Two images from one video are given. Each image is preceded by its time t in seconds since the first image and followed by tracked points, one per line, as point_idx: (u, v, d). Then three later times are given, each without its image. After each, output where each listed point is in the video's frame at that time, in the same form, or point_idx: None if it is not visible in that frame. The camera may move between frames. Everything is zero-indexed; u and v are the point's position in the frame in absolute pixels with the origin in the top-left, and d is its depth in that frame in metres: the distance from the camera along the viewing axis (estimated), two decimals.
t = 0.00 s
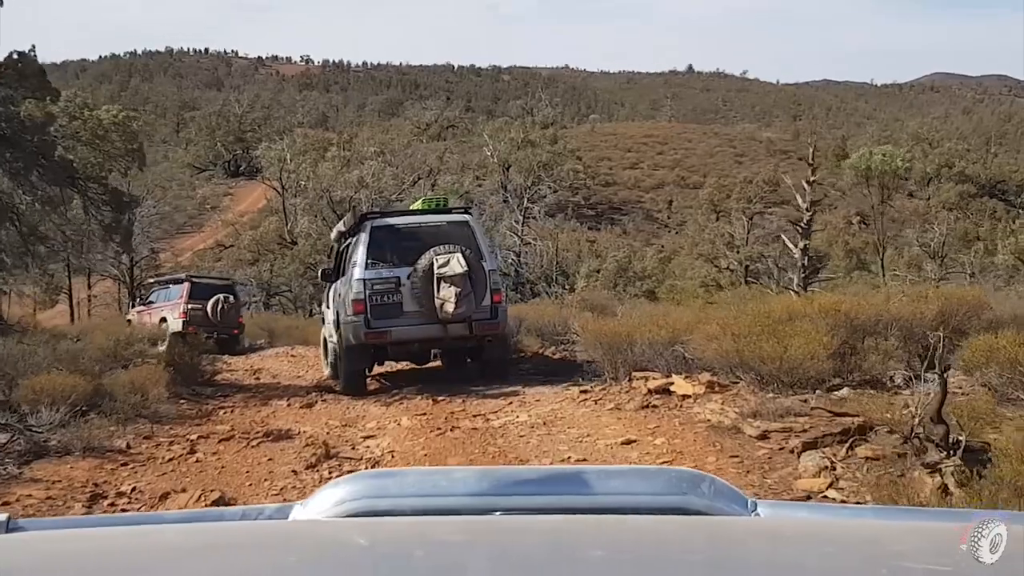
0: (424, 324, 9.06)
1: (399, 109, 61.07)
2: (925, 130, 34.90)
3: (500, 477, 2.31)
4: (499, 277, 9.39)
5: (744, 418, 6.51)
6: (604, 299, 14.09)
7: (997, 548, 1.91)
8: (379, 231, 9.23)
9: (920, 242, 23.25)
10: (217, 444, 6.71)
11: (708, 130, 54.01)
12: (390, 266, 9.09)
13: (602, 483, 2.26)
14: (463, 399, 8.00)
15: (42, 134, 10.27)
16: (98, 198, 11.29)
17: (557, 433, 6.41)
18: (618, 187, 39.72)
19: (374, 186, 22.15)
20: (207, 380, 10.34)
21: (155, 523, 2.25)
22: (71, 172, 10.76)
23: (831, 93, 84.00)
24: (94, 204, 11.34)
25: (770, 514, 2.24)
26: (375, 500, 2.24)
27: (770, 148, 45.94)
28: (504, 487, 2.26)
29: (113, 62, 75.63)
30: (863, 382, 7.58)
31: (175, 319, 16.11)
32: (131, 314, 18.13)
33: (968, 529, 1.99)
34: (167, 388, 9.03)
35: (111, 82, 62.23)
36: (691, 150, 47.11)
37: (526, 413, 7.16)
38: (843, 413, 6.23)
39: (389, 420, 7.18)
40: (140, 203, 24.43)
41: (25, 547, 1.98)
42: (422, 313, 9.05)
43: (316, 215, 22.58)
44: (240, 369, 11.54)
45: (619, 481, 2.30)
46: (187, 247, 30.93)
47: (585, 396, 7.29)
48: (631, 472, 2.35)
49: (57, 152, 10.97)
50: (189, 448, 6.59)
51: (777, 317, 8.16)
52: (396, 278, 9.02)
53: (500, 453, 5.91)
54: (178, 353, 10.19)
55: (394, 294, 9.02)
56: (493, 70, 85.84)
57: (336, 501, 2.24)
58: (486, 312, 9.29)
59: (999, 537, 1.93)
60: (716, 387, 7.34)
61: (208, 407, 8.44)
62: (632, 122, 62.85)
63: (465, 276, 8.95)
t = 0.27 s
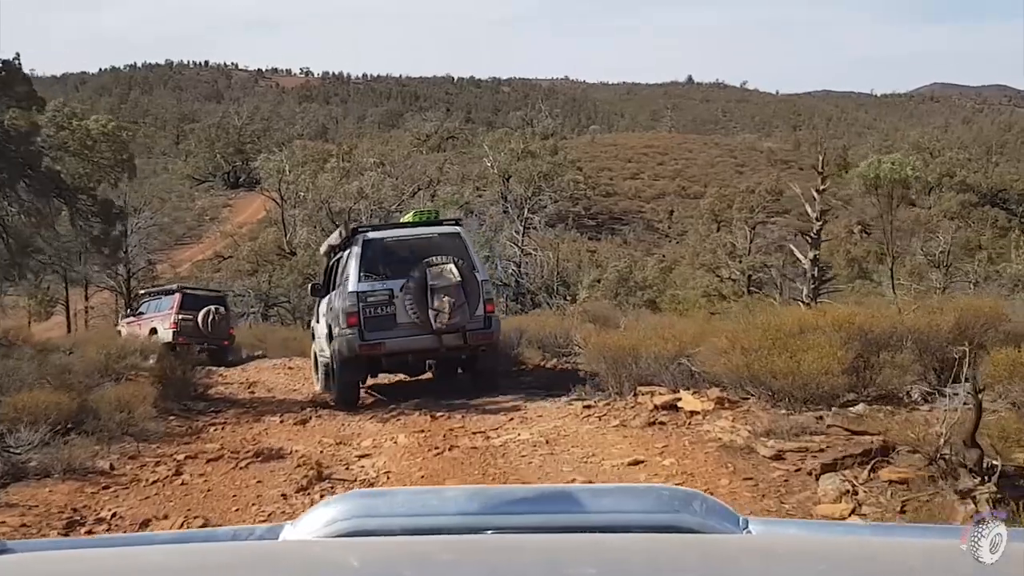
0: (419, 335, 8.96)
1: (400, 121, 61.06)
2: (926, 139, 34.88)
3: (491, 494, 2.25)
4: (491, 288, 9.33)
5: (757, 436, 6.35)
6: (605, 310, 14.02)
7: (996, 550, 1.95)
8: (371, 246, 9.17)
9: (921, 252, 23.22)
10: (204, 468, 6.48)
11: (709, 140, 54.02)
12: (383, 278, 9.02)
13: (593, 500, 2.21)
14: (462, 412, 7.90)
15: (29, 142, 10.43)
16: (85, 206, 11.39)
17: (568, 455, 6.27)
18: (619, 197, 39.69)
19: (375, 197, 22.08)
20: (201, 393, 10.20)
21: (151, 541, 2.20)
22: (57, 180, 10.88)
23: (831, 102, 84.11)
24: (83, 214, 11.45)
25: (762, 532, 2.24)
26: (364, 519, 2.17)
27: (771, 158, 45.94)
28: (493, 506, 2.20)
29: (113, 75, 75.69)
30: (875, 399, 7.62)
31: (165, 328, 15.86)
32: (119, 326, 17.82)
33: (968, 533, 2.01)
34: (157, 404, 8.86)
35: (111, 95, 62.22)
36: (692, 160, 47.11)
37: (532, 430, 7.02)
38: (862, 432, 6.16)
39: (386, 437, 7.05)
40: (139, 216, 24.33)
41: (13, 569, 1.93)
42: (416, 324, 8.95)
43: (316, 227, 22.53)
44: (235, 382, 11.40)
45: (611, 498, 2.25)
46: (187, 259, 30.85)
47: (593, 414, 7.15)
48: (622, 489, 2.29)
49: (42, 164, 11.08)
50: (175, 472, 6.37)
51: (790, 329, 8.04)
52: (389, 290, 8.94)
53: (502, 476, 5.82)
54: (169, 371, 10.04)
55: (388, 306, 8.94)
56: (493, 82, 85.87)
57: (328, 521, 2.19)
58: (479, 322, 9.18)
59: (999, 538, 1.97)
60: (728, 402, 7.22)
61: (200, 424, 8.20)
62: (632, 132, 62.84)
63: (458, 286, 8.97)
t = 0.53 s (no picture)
0: (411, 335, 8.87)
1: (402, 120, 60.95)
2: (931, 140, 34.76)
3: (498, 487, 2.19)
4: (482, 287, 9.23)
5: (775, 448, 6.04)
6: (608, 311, 13.90)
7: (996, 552, 1.89)
8: (363, 248, 9.02)
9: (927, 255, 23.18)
10: (192, 478, 6.15)
11: (712, 140, 53.94)
12: (375, 279, 8.90)
13: (602, 495, 2.16)
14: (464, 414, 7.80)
15: (16, 136, 10.26)
16: (77, 204, 11.29)
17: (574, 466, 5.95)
18: (622, 197, 39.65)
19: (377, 197, 21.94)
20: (196, 395, 10.01)
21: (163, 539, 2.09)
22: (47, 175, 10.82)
23: (835, 103, 84.08)
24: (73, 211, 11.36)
25: (769, 523, 2.20)
26: (375, 514, 2.10)
27: (775, 159, 45.90)
28: (501, 499, 2.14)
29: (116, 73, 75.67)
30: (896, 408, 7.12)
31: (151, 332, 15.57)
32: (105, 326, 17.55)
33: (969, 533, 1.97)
34: (148, 405, 8.67)
35: (114, 93, 62.18)
36: (695, 161, 47.06)
37: (538, 439, 6.76)
38: (888, 445, 5.85)
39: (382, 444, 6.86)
40: (140, 215, 24.20)
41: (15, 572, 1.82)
42: (408, 325, 8.85)
43: (318, 226, 22.42)
44: (231, 383, 11.22)
45: (620, 490, 2.20)
46: (188, 258, 30.73)
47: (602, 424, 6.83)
48: (629, 482, 2.24)
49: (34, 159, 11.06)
50: (161, 482, 6.05)
51: (807, 336, 7.78)
52: (380, 291, 8.84)
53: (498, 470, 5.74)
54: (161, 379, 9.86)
55: (379, 307, 8.83)
56: (496, 82, 85.78)
57: (337, 517, 2.11)
58: (471, 322, 9.10)
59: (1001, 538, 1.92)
60: (741, 411, 6.98)
61: (190, 431, 7.87)
62: (635, 133, 62.75)
63: (449, 286, 8.83)
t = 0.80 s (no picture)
0: (412, 340, 8.79)
1: (407, 118, 60.77)
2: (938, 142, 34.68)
3: (492, 494, 2.26)
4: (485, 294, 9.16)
5: (802, 462, 5.69)
6: (614, 312, 13.84)
7: (996, 551, 1.96)
8: (366, 251, 8.97)
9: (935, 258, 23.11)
10: (180, 489, 5.88)
11: (718, 140, 53.81)
12: (378, 283, 8.83)
13: (594, 499, 2.22)
14: (469, 417, 7.74)
15: (8, 128, 10.09)
16: (71, 199, 11.30)
17: (587, 475, 5.59)
18: (628, 197, 39.56)
19: (381, 194, 21.88)
20: (194, 394, 9.90)
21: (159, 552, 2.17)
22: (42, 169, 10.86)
23: (841, 104, 83.96)
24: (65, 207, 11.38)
25: (764, 526, 2.25)
26: (369, 524, 2.16)
27: (782, 159, 45.79)
28: (495, 506, 2.20)
29: (121, 70, 75.69)
30: (926, 419, 6.84)
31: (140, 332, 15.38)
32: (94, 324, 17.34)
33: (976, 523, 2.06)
34: (144, 408, 8.53)
35: (119, 89, 62.18)
36: (702, 161, 46.95)
37: (549, 448, 6.44)
38: (922, 459, 5.57)
39: (384, 446, 6.80)
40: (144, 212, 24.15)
41: None
42: (410, 329, 8.78)
43: (322, 224, 22.32)
44: (231, 383, 11.11)
45: (612, 495, 2.25)
46: (191, 255, 30.64)
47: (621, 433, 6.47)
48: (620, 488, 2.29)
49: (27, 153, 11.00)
50: (149, 493, 5.80)
51: (830, 341, 7.53)
52: (383, 294, 8.76)
53: (501, 479, 5.63)
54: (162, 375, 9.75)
55: (381, 311, 8.74)
56: (502, 80, 85.60)
57: (332, 527, 2.16)
58: (472, 329, 9.03)
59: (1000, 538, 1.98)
60: (763, 421, 6.71)
61: (185, 435, 7.66)
62: (640, 132, 62.60)
63: (453, 293, 8.75)
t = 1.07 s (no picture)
0: (402, 342, 8.69)
1: (408, 116, 60.62)
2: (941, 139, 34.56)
3: (470, 503, 2.21)
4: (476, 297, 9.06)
5: (819, 475, 5.45)
6: (616, 310, 13.73)
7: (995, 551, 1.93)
8: (357, 252, 8.93)
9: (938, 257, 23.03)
10: (159, 501, 5.54)
11: (720, 138, 53.69)
12: (368, 284, 8.76)
13: (571, 513, 2.16)
14: (468, 418, 7.62)
15: None
16: (56, 195, 11.23)
17: (590, 489, 5.32)
18: (630, 194, 39.47)
19: (381, 192, 21.78)
20: (185, 397, 9.67)
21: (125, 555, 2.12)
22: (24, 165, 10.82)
23: (842, 102, 83.90)
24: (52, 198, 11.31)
25: (740, 541, 2.16)
26: (342, 530, 2.11)
27: (783, 157, 45.70)
28: (471, 516, 2.15)
29: (123, 68, 75.66)
30: (946, 425, 6.73)
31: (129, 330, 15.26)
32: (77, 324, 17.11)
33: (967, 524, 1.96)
34: (130, 410, 8.30)
35: (121, 88, 62.15)
36: (703, 158, 46.84)
37: (550, 458, 6.17)
38: (947, 472, 5.35)
39: (384, 446, 6.66)
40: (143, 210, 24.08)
41: None
42: (400, 331, 8.67)
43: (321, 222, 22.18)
44: (224, 385, 10.90)
45: (587, 509, 2.20)
46: (190, 254, 30.51)
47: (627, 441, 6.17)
48: (593, 502, 2.23)
49: (14, 147, 10.79)
50: (125, 505, 5.45)
51: (841, 343, 7.33)
52: (373, 296, 8.67)
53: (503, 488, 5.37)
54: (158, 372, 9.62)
55: (371, 313, 8.66)
56: (503, 78, 85.42)
57: (305, 534, 2.11)
58: (462, 332, 8.93)
59: (1000, 536, 1.93)
60: (776, 429, 6.50)
61: (169, 443, 7.35)
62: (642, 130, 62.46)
63: (444, 296, 8.61)
